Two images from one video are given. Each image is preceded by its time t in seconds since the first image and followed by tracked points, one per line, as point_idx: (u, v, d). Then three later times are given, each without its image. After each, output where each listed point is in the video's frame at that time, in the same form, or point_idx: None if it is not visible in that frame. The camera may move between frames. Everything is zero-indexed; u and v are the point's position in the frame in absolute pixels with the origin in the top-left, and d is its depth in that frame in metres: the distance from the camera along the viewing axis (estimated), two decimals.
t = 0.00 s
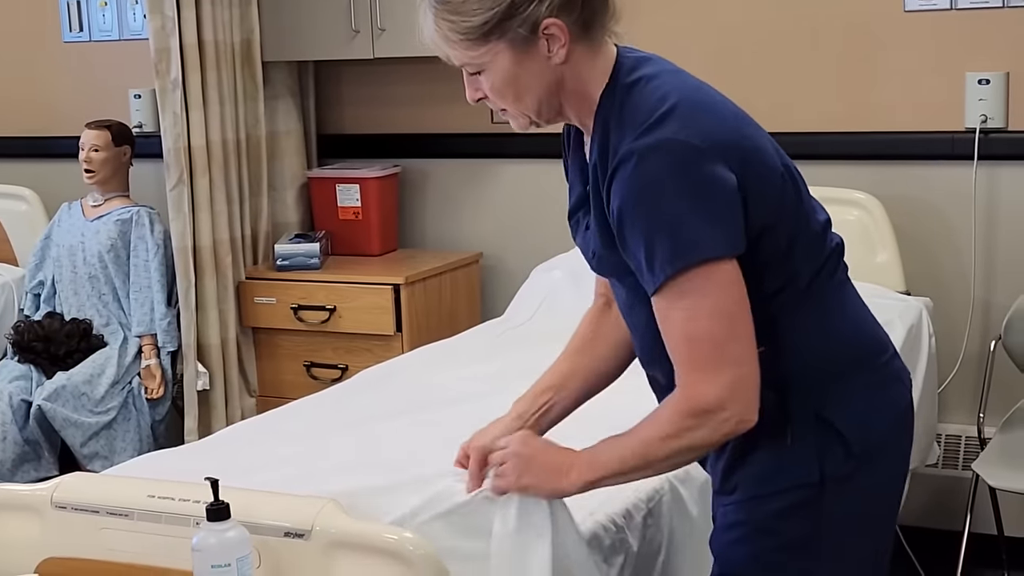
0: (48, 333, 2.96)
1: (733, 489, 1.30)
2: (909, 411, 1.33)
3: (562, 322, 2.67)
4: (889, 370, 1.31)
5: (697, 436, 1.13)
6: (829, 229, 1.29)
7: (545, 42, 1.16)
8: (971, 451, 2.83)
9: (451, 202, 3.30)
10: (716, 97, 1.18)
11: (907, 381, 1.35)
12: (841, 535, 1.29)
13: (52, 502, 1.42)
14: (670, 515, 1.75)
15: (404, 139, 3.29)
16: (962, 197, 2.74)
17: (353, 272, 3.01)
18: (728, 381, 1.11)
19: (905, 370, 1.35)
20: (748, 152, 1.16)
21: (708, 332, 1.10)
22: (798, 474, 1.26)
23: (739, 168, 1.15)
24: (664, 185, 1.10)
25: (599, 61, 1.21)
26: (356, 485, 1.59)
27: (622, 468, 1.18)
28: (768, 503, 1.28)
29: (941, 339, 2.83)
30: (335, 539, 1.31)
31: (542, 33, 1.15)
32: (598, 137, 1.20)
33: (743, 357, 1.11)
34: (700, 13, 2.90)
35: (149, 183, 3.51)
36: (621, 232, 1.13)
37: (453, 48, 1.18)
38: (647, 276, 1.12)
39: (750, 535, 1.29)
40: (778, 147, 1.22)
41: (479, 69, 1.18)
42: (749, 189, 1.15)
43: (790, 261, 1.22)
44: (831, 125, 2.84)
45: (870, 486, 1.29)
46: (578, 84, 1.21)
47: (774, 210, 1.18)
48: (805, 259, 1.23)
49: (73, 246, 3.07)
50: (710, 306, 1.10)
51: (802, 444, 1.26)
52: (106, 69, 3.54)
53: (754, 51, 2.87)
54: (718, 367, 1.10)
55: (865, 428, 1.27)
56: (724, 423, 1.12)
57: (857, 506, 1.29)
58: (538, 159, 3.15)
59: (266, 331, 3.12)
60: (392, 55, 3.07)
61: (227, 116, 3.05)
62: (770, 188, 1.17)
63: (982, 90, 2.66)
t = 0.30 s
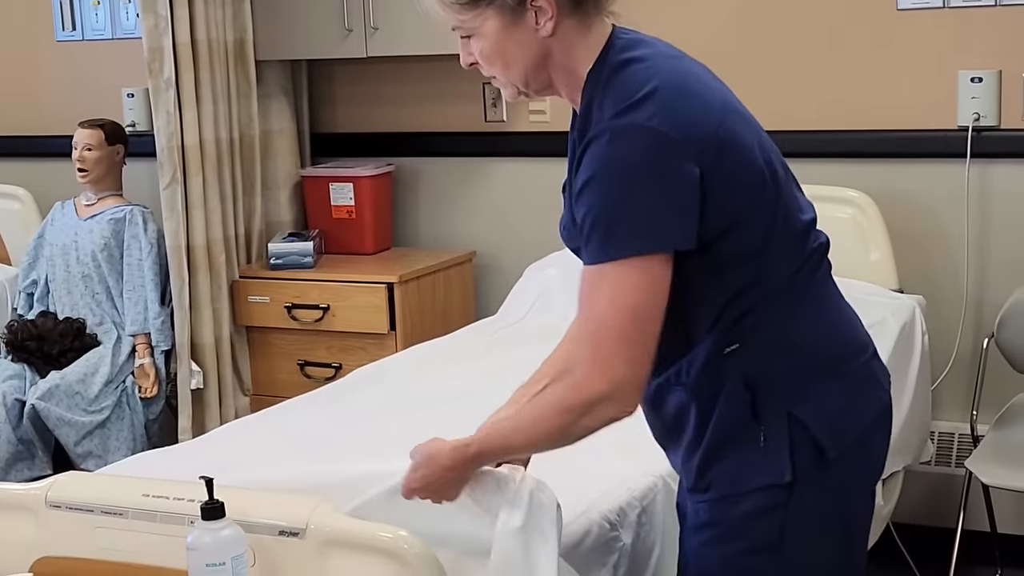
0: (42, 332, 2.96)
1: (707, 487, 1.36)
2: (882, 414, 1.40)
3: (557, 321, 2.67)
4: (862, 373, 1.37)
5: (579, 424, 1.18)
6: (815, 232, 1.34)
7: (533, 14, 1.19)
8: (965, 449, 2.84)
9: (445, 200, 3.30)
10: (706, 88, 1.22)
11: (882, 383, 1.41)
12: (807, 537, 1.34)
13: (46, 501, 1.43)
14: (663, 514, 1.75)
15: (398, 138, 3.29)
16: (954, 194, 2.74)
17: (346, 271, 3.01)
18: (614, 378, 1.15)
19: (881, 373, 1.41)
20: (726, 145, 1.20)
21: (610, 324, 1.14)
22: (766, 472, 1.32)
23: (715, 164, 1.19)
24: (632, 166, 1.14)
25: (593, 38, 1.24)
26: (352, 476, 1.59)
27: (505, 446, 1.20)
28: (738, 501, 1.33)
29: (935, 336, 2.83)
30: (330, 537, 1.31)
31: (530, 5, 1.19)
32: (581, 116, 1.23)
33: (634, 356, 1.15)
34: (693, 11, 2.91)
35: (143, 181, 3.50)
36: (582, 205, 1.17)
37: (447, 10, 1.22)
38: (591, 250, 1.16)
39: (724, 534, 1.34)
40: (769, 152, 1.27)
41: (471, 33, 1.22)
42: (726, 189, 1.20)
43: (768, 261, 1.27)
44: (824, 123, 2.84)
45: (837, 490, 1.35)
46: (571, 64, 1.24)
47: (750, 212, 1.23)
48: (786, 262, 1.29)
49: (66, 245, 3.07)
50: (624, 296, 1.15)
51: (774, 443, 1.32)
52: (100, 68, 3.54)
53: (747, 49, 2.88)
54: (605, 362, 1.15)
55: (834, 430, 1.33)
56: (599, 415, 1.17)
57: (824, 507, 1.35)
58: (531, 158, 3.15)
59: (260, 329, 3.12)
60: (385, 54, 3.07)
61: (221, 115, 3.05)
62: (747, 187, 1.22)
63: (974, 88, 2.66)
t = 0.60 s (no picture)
0: (37, 331, 2.94)
1: (683, 474, 1.37)
2: (849, 403, 1.43)
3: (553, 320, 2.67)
4: (828, 360, 1.40)
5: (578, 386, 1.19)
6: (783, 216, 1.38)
7: None
8: (961, 445, 2.84)
9: (440, 199, 3.30)
10: (676, 67, 1.25)
11: (847, 373, 1.44)
12: (780, 521, 1.36)
13: (43, 499, 1.43)
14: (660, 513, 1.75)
15: (393, 137, 3.29)
16: (950, 192, 2.75)
17: (342, 269, 3.01)
18: (610, 339, 1.17)
19: (847, 362, 1.45)
20: (694, 120, 1.22)
21: (599, 287, 1.16)
22: (739, 455, 1.33)
23: (682, 138, 1.22)
24: (605, 129, 1.16)
25: (565, 22, 1.27)
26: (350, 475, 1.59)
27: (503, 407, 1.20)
28: (711, 485, 1.34)
29: (930, 334, 2.84)
30: (328, 535, 1.31)
31: None
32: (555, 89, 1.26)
33: (627, 316, 1.17)
34: (688, 9, 2.91)
35: (138, 180, 3.50)
36: (555, 169, 1.19)
37: None
38: (568, 213, 1.18)
39: (700, 521, 1.35)
40: (738, 134, 1.30)
41: None
42: (693, 166, 1.23)
43: (737, 240, 1.30)
44: (819, 121, 2.84)
45: (802, 476, 1.38)
46: (538, 48, 1.29)
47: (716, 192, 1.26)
48: (756, 240, 1.31)
49: (62, 244, 3.07)
50: (608, 259, 1.16)
51: (748, 424, 1.34)
52: (96, 67, 3.53)
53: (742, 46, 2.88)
54: (603, 323, 1.16)
55: (803, 413, 1.36)
56: (597, 378, 1.18)
57: (795, 492, 1.37)
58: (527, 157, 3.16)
59: (255, 328, 3.12)
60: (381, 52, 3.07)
61: (216, 114, 3.05)
62: (712, 168, 1.25)
63: (970, 85, 2.67)
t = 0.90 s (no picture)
0: (32, 331, 2.93)
1: (662, 461, 1.37)
2: (828, 396, 1.42)
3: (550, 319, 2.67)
4: (809, 351, 1.40)
5: (579, 355, 1.18)
6: (760, 207, 1.38)
7: None
8: (958, 444, 2.84)
9: (436, 197, 3.29)
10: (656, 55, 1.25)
11: (827, 365, 1.43)
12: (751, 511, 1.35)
13: (39, 499, 1.43)
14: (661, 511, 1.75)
15: (390, 135, 3.28)
16: (947, 191, 2.74)
17: (338, 269, 3.00)
18: (610, 305, 1.16)
19: (829, 356, 1.44)
20: (675, 100, 1.22)
21: (597, 256, 1.16)
22: (715, 443, 1.32)
23: (666, 118, 1.22)
24: (586, 107, 1.16)
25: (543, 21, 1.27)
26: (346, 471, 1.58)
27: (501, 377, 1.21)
28: (688, 473, 1.33)
29: (928, 332, 2.83)
30: (325, 535, 1.31)
31: None
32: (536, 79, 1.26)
33: (625, 284, 1.16)
34: (685, 7, 2.90)
35: (134, 179, 3.49)
36: (542, 149, 1.19)
37: None
38: (557, 191, 1.18)
39: (670, 505, 1.34)
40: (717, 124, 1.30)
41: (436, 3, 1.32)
42: (676, 147, 1.23)
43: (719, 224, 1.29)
44: (816, 120, 2.84)
45: (781, 466, 1.37)
46: (513, 48, 1.28)
47: (697, 176, 1.25)
48: (735, 227, 1.31)
49: (57, 243, 3.06)
50: (601, 229, 1.16)
51: (726, 415, 1.33)
52: (92, 66, 3.52)
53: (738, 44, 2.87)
54: (603, 290, 1.16)
55: (783, 403, 1.35)
56: (599, 347, 1.18)
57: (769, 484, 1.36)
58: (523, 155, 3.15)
59: (251, 327, 3.11)
60: (378, 50, 3.06)
61: (212, 113, 3.04)
62: (693, 153, 1.25)
63: (967, 84, 2.66)
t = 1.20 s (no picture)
0: (29, 330, 2.93)
1: (640, 492, 1.35)
2: (810, 415, 1.37)
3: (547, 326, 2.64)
4: (788, 369, 1.35)
5: (570, 382, 1.14)
6: (730, 223, 1.32)
7: (422, 8, 1.16)
8: (955, 444, 2.83)
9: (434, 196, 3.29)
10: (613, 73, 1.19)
11: (811, 382, 1.38)
12: (730, 544, 1.33)
13: (35, 500, 1.42)
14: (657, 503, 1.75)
15: (387, 134, 3.28)
16: (945, 189, 2.74)
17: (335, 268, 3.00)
18: (593, 333, 1.11)
19: (813, 372, 1.39)
20: (635, 119, 1.17)
21: (570, 285, 1.11)
22: (691, 478, 1.30)
23: (632, 136, 1.16)
24: (543, 134, 1.11)
25: (502, 36, 1.20)
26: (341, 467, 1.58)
27: (500, 387, 1.17)
28: (664, 509, 1.32)
29: (926, 331, 2.83)
30: (321, 535, 1.30)
31: None
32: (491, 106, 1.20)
33: (604, 311, 1.11)
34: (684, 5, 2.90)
35: (130, 179, 3.49)
36: (504, 180, 1.14)
37: None
38: (523, 222, 1.13)
39: (650, 541, 1.34)
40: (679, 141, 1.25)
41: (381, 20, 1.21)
42: (644, 165, 1.17)
43: (690, 249, 1.25)
44: (814, 118, 2.83)
45: (766, 492, 1.34)
46: (474, 65, 1.20)
47: (667, 197, 1.20)
48: (705, 251, 1.26)
49: (53, 242, 3.05)
50: (573, 258, 1.11)
51: (700, 445, 1.30)
52: (88, 65, 3.52)
53: (735, 43, 2.87)
54: (582, 316, 1.11)
55: (759, 430, 1.32)
56: (589, 376, 1.13)
57: (751, 514, 1.34)
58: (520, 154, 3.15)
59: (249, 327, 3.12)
60: (374, 49, 3.06)
61: (208, 112, 3.03)
62: (662, 171, 1.19)
63: (965, 82, 2.66)
